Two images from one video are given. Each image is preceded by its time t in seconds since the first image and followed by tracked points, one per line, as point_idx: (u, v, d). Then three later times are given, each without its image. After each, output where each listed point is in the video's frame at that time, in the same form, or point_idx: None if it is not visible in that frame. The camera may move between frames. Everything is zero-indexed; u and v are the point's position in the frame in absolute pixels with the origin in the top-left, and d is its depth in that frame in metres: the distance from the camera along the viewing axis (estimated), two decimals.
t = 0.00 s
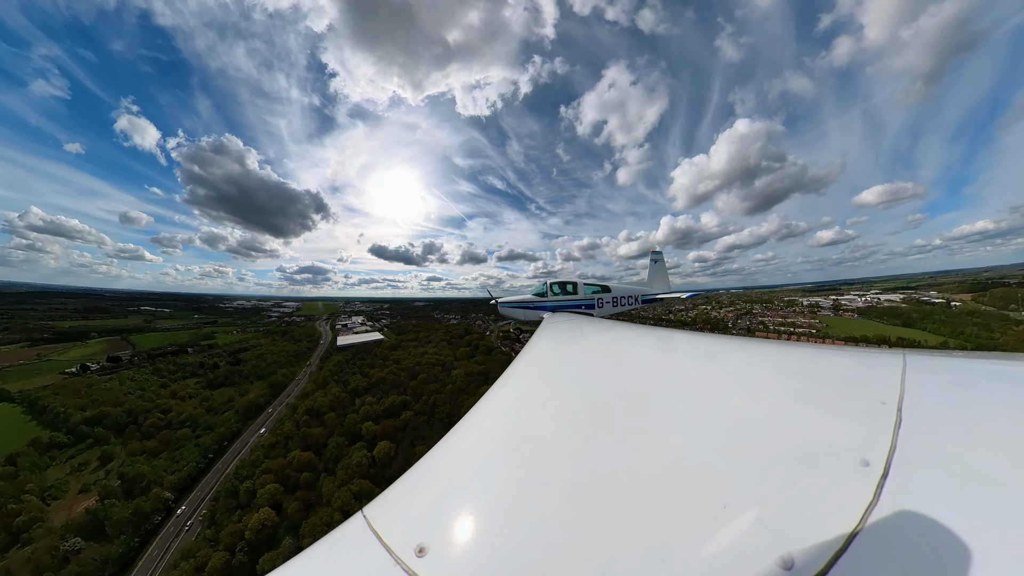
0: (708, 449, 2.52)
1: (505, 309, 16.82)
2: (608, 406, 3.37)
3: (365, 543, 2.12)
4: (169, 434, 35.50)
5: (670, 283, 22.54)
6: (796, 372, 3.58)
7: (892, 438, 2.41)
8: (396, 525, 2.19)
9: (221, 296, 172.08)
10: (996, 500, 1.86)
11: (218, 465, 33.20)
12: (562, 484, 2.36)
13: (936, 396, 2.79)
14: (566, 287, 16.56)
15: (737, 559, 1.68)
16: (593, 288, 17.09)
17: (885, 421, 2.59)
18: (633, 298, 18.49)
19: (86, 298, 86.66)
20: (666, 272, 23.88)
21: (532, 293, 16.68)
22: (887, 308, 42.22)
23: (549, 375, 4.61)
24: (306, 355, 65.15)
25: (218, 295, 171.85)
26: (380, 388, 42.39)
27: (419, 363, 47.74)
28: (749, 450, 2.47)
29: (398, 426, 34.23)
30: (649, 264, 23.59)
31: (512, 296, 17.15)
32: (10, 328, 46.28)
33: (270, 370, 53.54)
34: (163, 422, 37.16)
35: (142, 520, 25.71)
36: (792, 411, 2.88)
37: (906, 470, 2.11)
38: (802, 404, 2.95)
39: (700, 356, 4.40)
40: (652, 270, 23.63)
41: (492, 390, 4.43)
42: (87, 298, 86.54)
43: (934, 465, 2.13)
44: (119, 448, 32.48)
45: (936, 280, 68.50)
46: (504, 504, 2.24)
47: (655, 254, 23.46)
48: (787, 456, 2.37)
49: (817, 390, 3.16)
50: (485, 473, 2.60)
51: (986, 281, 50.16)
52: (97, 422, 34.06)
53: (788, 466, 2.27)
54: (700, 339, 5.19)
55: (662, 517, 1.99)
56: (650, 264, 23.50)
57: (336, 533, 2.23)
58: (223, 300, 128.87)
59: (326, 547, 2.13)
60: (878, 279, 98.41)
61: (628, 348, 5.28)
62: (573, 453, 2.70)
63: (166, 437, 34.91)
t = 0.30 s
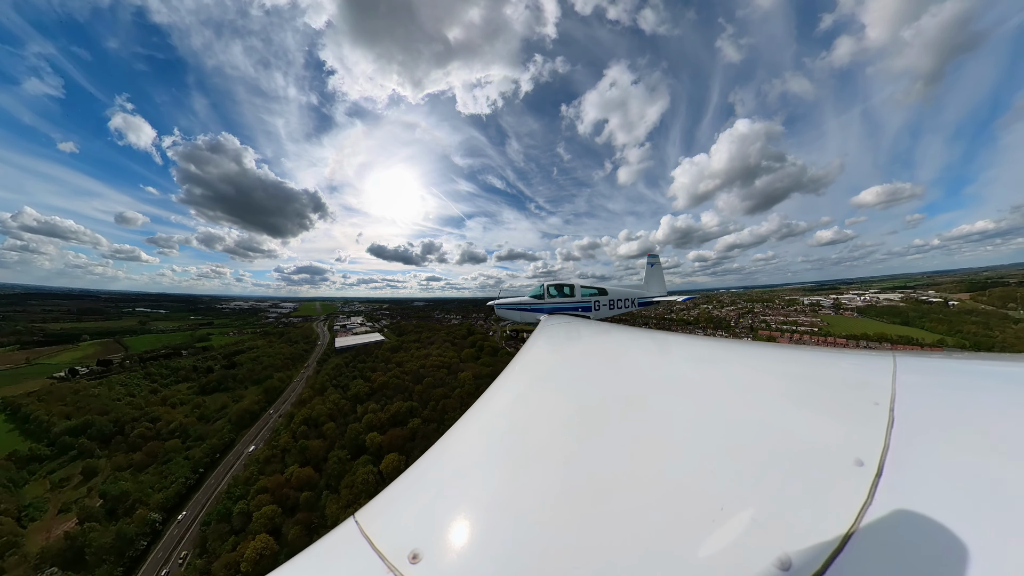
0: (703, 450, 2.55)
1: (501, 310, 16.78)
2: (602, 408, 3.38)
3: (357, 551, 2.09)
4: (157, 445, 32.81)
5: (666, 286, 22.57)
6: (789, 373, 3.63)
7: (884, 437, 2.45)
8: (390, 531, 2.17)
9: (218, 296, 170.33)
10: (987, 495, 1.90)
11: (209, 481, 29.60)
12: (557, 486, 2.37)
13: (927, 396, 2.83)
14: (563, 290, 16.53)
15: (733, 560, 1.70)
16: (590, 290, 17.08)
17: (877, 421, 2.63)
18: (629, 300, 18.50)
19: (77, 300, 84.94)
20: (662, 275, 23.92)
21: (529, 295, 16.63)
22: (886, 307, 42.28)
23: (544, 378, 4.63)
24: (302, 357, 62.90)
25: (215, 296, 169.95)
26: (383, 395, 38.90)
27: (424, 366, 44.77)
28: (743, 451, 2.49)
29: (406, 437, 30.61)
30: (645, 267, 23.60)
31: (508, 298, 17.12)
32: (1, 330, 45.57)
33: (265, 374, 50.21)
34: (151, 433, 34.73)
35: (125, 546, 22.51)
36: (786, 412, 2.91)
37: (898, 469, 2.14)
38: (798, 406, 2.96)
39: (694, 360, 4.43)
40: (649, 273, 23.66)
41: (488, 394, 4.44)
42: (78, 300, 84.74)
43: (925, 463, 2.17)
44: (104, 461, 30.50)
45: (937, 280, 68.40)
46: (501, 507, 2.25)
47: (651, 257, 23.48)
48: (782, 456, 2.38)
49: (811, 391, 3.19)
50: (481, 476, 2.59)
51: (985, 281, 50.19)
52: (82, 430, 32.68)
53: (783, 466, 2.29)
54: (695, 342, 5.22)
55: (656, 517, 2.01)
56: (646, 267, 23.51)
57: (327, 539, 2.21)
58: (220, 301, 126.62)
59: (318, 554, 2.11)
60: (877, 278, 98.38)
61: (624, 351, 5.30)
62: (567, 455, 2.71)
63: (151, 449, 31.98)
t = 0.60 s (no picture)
0: (701, 453, 2.54)
1: (500, 312, 16.72)
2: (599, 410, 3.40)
3: (355, 556, 2.09)
4: (146, 455, 31.39)
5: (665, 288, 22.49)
6: (787, 375, 3.62)
7: (883, 438, 2.45)
8: (388, 536, 2.17)
9: (218, 296, 170.16)
10: (989, 496, 1.89)
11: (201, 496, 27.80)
12: (555, 488, 2.36)
13: (926, 398, 2.82)
14: (562, 291, 16.49)
15: (734, 560, 1.69)
16: (589, 292, 17.03)
17: (876, 422, 2.63)
18: (628, 302, 18.45)
19: (75, 301, 84.35)
20: (661, 277, 23.84)
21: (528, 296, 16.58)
22: (890, 307, 41.93)
23: (542, 380, 4.64)
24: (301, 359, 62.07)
25: (215, 296, 169.91)
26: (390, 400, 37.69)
27: (429, 369, 43.34)
28: (741, 453, 2.48)
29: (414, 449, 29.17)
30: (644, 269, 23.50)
31: (506, 299, 17.06)
32: None
33: (263, 378, 49.28)
34: (140, 441, 33.13)
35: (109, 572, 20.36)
36: (784, 413, 2.91)
37: (898, 469, 2.14)
38: (797, 408, 2.96)
39: (693, 361, 4.42)
40: (648, 275, 23.58)
41: (486, 396, 4.45)
42: (76, 301, 84.21)
43: (926, 464, 2.16)
44: (90, 474, 28.69)
45: (941, 280, 67.81)
46: (500, 509, 2.26)
47: (650, 259, 23.36)
48: (781, 458, 2.38)
49: (808, 393, 3.20)
50: (479, 479, 2.60)
51: (991, 281, 49.79)
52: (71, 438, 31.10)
53: (783, 467, 2.29)
54: (693, 343, 5.23)
55: (656, 519, 2.00)
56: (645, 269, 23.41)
57: (325, 542, 2.21)
58: (218, 301, 125.52)
59: (317, 557, 2.11)
60: (882, 278, 97.53)
61: (622, 353, 5.30)
62: (565, 457, 2.72)
63: (140, 459, 30.72)
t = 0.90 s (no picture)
0: (700, 451, 2.53)
1: (499, 311, 16.67)
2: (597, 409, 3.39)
3: (355, 557, 2.07)
4: (133, 468, 29.52)
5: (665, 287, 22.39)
6: (784, 374, 3.61)
7: (881, 436, 2.44)
8: (387, 535, 2.16)
9: (217, 296, 170.04)
10: (984, 495, 1.89)
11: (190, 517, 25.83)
12: (554, 485, 2.36)
13: (922, 397, 2.81)
14: (561, 290, 16.44)
15: (732, 558, 1.68)
16: (588, 291, 16.97)
17: (873, 421, 2.63)
18: (627, 301, 18.37)
19: (73, 301, 83.94)
20: (660, 276, 23.72)
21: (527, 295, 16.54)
22: (894, 308, 41.61)
23: (540, 378, 4.64)
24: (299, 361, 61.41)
25: (214, 296, 170.06)
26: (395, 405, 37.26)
27: (436, 372, 43.19)
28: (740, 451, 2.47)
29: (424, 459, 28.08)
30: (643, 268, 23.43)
31: (505, 298, 17.03)
32: None
33: (258, 382, 48.20)
34: (128, 451, 31.03)
35: None
36: (784, 412, 2.89)
37: (897, 468, 2.13)
38: (796, 406, 2.94)
39: (692, 360, 4.40)
40: (647, 274, 23.48)
41: (485, 395, 4.46)
42: (74, 301, 83.89)
43: (927, 463, 2.14)
44: (73, 487, 26.74)
45: (945, 281, 67.27)
46: (500, 507, 2.26)
47: (650, 258, 23.29)
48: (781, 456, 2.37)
49: (806, 390, 3.18)
50: (480, 477, 2.59)
51: (996, 281, 49.52)
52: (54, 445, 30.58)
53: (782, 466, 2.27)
54: (693, 343, 5.18)
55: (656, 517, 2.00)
56: (644, 268, 23.33)
57: (325, 542, 2.21)
58: (217, 301, 125.34)
59: (317, 558, 2.10)
60: (887, 279, 96.68)
61: (621, 351, 5.26)
62: (565, 455, 2.71)
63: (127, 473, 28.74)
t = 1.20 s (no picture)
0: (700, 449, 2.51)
1: (499, 310, 16.69)
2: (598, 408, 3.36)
3: (356, 558, 2.06)
4: (117, 482, 28.19)
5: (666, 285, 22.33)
6: (785, 373, 3.56)
7: (880, 433, 2.42)
8: (388, 537, 2.14)
9: (216, 295, 170.21)
10: (987, 496, 1.85)
11: (182, 533, 24.71)
12: (554, 484, 2.34)
13: (920, 395, 2.78)
14: (561, 288, 16.40)
15: (731, 556, 1.66)
16: (588, 290, 16.92)
17: (873, 419, 2.59)
18: (628, 299, 18.31)
19: (71, 300, 83.91)
20: (661, 275, 23.66)
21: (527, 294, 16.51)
22: (898, 309, 41.30)
23: (540, 377, 4.62)
24: (297, 364, 60.99)
25: (213, 295, 170.19)
26: (402, 413, 37.26)
27: (442, 375, 43.15)
28: (740, 449, 2.44)
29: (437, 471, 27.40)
30: (644, 267, 23.35)
31: (505, 297, 17.03)
32: None
33: (254, 387, 47.89)
34: (113, 464, 29.71)
35: None
36: (783, 409, 2.86)
37: (896, 466, 2.10)
38: (796, 404, 2.92)
39: (692, 359, 4.36)
40: (647, 272, 23.41)
41: (485, 394, 4.43)
42: (71, 301, 83.82)
43: (926, 462, 2.11)
44: (54, 504, 25.75)
45: (951, 281, 66.64)
46: (500, 505, 2.24)
47: (650, 257, 23.21)
48: (782, 454, 2.34)
49: (806, 389, 3.14)
50: (480, 476, 2.57)
51: (1002, 281, 49.12)
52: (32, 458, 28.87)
53: (782, 464, 2.25)
54: (693, 341, 5.14)
55: (656, 515, 1.97)
56: (645, 266, 23.25)
57: (326, 545, 2.19)
58: (217, 301, 125.37)
59: (319, 560, 2.09)
60: (892, 278, 95.95)
61: (621, 351, 5.22)
62: (565, 454, 2.68)
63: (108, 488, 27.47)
